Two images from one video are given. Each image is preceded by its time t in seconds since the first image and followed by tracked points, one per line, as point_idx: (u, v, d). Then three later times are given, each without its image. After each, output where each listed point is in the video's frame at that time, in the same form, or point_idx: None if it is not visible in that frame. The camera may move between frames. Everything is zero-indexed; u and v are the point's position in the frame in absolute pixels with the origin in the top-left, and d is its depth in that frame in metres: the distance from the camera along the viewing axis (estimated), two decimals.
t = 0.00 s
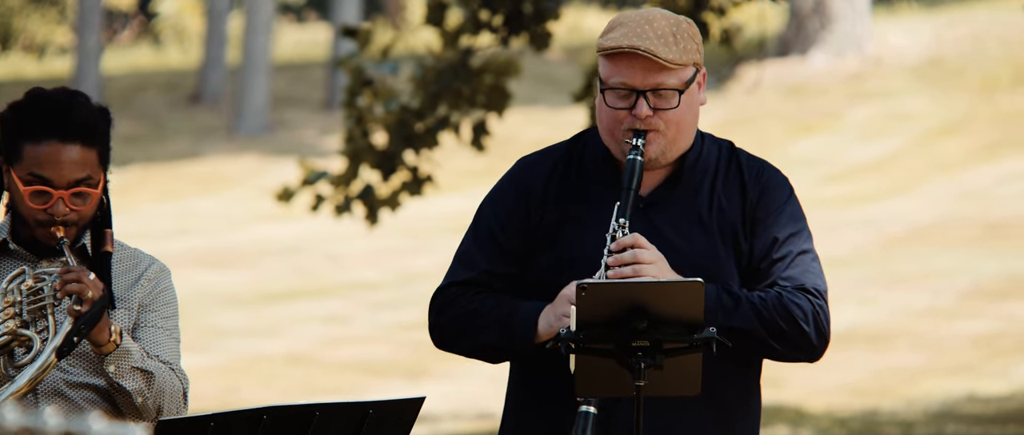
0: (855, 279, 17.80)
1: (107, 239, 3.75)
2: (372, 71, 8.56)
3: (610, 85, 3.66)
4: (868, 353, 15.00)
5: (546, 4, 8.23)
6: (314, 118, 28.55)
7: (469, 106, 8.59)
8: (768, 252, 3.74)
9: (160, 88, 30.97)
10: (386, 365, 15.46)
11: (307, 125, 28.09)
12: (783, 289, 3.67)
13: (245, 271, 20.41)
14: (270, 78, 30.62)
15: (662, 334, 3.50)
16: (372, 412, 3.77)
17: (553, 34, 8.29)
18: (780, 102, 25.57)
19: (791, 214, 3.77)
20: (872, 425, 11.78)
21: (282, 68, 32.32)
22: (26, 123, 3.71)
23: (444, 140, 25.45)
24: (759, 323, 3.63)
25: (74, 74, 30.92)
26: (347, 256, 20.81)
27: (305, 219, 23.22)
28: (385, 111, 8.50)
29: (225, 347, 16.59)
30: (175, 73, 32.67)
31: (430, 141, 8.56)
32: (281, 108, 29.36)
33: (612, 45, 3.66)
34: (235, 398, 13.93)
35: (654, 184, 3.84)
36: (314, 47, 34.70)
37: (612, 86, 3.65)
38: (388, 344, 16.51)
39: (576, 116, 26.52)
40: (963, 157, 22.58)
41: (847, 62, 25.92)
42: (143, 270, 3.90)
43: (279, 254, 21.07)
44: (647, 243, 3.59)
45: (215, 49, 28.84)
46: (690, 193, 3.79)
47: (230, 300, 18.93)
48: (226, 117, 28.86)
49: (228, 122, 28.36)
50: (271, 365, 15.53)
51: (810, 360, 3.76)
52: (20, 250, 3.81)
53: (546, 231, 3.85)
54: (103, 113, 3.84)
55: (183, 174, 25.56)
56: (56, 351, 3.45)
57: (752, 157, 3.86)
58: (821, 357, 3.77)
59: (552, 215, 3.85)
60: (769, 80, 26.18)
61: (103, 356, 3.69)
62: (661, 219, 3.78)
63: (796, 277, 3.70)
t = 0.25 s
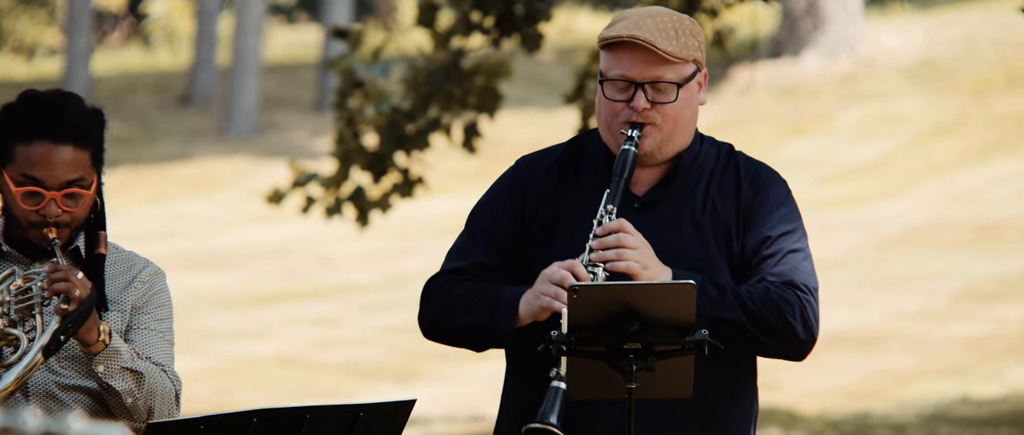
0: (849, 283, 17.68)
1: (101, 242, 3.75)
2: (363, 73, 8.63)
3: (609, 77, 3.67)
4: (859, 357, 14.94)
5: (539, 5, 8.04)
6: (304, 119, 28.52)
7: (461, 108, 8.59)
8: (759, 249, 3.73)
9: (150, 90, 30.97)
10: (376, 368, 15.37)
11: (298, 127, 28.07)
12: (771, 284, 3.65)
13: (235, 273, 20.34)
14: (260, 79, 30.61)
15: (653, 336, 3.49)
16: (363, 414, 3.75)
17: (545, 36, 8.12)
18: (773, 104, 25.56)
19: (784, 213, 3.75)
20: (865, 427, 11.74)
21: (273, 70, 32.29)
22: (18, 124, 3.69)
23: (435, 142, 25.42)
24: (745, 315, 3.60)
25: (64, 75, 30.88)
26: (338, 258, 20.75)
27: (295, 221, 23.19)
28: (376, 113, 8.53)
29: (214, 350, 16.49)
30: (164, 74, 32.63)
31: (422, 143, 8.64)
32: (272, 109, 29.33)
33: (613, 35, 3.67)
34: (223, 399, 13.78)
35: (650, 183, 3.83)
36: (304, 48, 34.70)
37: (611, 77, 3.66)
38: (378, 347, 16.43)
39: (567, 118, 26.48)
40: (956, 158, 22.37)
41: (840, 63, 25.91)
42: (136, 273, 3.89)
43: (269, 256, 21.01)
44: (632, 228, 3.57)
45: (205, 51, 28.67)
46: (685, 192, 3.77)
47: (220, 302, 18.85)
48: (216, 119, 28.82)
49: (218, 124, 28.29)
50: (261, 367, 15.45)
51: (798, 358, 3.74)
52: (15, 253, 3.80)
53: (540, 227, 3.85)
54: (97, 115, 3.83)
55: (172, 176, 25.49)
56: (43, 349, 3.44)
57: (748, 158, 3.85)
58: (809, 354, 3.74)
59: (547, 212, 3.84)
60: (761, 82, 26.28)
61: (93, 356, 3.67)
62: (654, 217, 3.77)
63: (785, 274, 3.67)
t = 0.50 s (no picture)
0: (841, 284, 17.59)
1: (91, 243, 3.73)
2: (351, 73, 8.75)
3: (607, 67, 3.68)
4: (852, 358, 14.85)
5: (527, 6, 8.22)
6: (291, 120, 28.48)
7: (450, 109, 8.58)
8: (750, 245, 3.71)
9: (137, 91, 30.98)
10: (365, 369, 15.05)
11: (285, 128, 28.02)
12: (761, 279, 3.62)
13: (222, 274, 20.23)
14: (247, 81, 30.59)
15: (642, 338, 3.47)
16: (351, 417, 3.73)
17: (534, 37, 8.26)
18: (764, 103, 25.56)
19: (775, 213, 3.74)
20: (854, 430, 11.66)
21: (260, 71, 32.26)
22: (7, 124, 3.68)
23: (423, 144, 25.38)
24: (735, 307, 3.58)
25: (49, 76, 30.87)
26: (326, 260, 20.68)
27: (282, 223, 23.13)
28: (364, 114, 8.64)
29: (201, 350, 16.16)
30: (150, 75, 32.59)
31: (410, 144, 8.70)
32: (258, 110, 29.31)
33: (614, 25, 3.68)
34: (213, 401, 13.44)
35: (643, 181, 3.82)
36: (292, 50, 34.70)
37: (609, 68, 3.68)
38: (364, 347, 16.15)
39: (555, 119, 26.42)
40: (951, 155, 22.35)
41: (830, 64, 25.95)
42: (127, 274, 3.88)
43: (256, 258, 20.93)
44: (625, 214, 3.55)
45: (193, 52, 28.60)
46: (678, 191, 3.76)
47: (206, 303, 18.72)
48: (203, 119, 28.77)
49: (205, 125, 28.27)
50: (248, 367, 15.31)
51: (787, 357, 3.71)
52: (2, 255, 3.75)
53: (533, 223, 3.84)
54: (86, 118, 3.82)
55: (158, 177, 25.39)
56: (29, 348, 3.43)
57: (742, 160, 3.83)
58: (799, 352, 3.71)
59: (539, 206, 3.83)
60: (752, 83, 26.17)
61: (80, 355, 3.65)
62: (646, 215, 3.76)
63: (775, 269, 3.65)
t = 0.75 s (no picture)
0: (831, 289, 17.59)
1: (81, 244, 3.71)
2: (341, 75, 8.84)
3: (596, 81, 3.61)
4: (842, 362, 14.79)
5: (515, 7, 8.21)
6: (279, 122, 28.51)
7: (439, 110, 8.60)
8: (747, 256, 3.71)
9: (125, 93, 31.02)
10: (354, 371, 14.97)
11: (274, 130, 28.02)
12: (761, 292, 3.63)
13: (209, 277, 20.16)
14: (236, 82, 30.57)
15: (633, 340, 3.46)
16: (340, 419, 3.72)
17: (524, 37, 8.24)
18: (753, 106, 25.63)
19: (771, 221, 3.73)
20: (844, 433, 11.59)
21: (249, 73, 32.29)
22: None
23: (413, 145, 25.34)
24: (735, 323, 3.60)
25: (37, 78, 30.92)
26: (314, 262, 20.66)
27: (271, 225, 23.15)
28: (353, 115, 8.67)
29: (190, 352, 16.09)
30: (138, 77, 32.62)
31: (400, 144, 8.70)
32: (247, 112, 29.34)
33: (599, 40, 3.62)
34: (201, 403, 13.41)
35: (636, 188, 3.79)
36: (280, 52, 34.76)
37: (597, 82, 3.61)
38: (352, 350, 16.06)
39: (543, 121, 26.43)
40: (939, 157, 22.40)
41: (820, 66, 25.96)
42: (117, 276, 3.85)
43: (244, 260, 20.91)
44: (624, 237, 3.53)
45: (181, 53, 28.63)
46: (671, 198, 3.75)
47: (195, 305, 18.65)
48: (191, 122, 28.78)
49: (192, 127, 28.35)
50: (236, 369, 15.23)
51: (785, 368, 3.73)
52: None
53: (523, 232, 3.81)
54: (75, 118, 3.79)
55: (146, 179, 25.36)
56: (18, 346, 3.43)
57: (735, 165, 3.83)
58: (798, 363, 3.74)
59: (530, 214, 3.81)
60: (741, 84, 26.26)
61: (70, 354, 3.63)
62: (641, 222, 3.74)
63: (774, 281, 3.66)
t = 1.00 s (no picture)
0: (824, 290, 17.59)
1: (72, 248, 3.68)
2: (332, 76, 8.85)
3: (583, 101, 3.58)
4: (835, 365, 14.78)
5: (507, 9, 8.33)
6: (269, 124, 28.47)
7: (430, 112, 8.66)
8: (742, 264, 3.70)
9: (115, 95, 30.97)
10: (344, 374, 14.96)
11: (264, 132, 27.99)
12: (759, 304, 3.62)
13: (198, 279, 20.13)
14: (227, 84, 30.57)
15: (625, 342, 3.45)
16: (331, 423, 3.71)
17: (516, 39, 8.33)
18: (745, 108, 25.60)
19: (764, 227, 3.72)
20: None
21: (240, 74, 32.25)
22: None
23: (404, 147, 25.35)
24: (735, 339, 3.58)
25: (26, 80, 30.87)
26: (305, 265, 20.62)
27: (261, 228, 23.11)
28: (345, 117, 8.70)
29: (181, 355, 16.06)
30: (128, 79, 32.57)
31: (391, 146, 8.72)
32: (237, 113, 29.30)
33: (586, 64, 3.57)
34: (191, 406, 13.39)
35: (628, 196, 3.75)
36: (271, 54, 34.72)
37: (585, 102, 3.57)
38: (343, 352, 16.05)
39: (534, 123, 26.41)
40: (932, 158, 22.37)
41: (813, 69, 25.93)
42: (108, 280, 3.84)
43: (234, 263, 20.86)
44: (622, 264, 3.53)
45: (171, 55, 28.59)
46: (663, 205, 3.73)
47: (186, 308, 18.60)
48: (182, 123, 28.74)
49: (182, 129, 28.27)
50: (226, 372, 15.20)
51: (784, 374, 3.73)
52: None
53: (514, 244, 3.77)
54: (66, 122, 3.78)
55: (135, 181, 25.30)
56: (14, 356, 3.39)
57: (724, 166, 3.81)
58: (797, 370, 3.73)
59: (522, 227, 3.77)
60: (734, 86, 26.26)
61: (65, 361, 3.61)
62: (634, 233, 3.71)
63: (770, 291, 3.66)
